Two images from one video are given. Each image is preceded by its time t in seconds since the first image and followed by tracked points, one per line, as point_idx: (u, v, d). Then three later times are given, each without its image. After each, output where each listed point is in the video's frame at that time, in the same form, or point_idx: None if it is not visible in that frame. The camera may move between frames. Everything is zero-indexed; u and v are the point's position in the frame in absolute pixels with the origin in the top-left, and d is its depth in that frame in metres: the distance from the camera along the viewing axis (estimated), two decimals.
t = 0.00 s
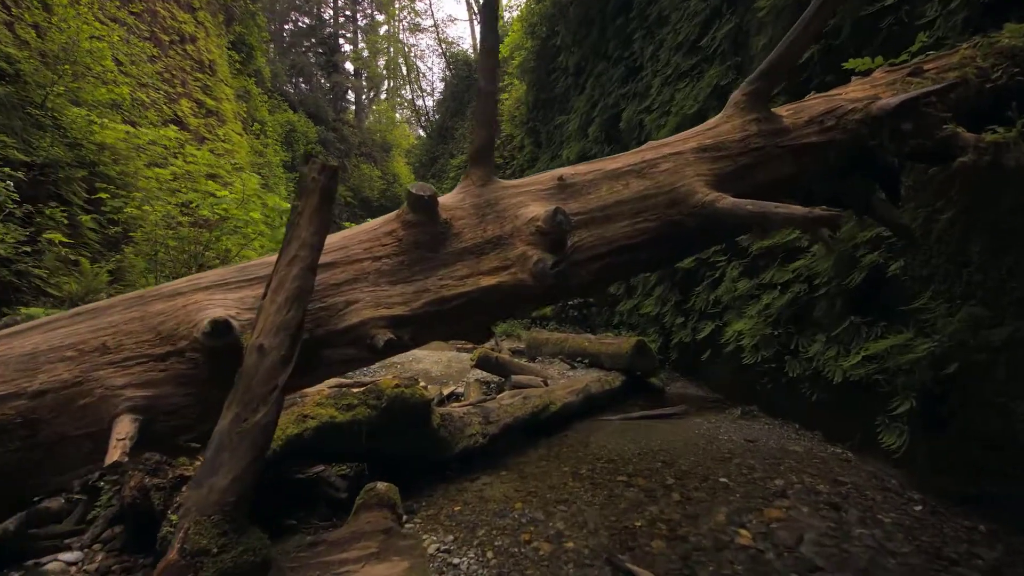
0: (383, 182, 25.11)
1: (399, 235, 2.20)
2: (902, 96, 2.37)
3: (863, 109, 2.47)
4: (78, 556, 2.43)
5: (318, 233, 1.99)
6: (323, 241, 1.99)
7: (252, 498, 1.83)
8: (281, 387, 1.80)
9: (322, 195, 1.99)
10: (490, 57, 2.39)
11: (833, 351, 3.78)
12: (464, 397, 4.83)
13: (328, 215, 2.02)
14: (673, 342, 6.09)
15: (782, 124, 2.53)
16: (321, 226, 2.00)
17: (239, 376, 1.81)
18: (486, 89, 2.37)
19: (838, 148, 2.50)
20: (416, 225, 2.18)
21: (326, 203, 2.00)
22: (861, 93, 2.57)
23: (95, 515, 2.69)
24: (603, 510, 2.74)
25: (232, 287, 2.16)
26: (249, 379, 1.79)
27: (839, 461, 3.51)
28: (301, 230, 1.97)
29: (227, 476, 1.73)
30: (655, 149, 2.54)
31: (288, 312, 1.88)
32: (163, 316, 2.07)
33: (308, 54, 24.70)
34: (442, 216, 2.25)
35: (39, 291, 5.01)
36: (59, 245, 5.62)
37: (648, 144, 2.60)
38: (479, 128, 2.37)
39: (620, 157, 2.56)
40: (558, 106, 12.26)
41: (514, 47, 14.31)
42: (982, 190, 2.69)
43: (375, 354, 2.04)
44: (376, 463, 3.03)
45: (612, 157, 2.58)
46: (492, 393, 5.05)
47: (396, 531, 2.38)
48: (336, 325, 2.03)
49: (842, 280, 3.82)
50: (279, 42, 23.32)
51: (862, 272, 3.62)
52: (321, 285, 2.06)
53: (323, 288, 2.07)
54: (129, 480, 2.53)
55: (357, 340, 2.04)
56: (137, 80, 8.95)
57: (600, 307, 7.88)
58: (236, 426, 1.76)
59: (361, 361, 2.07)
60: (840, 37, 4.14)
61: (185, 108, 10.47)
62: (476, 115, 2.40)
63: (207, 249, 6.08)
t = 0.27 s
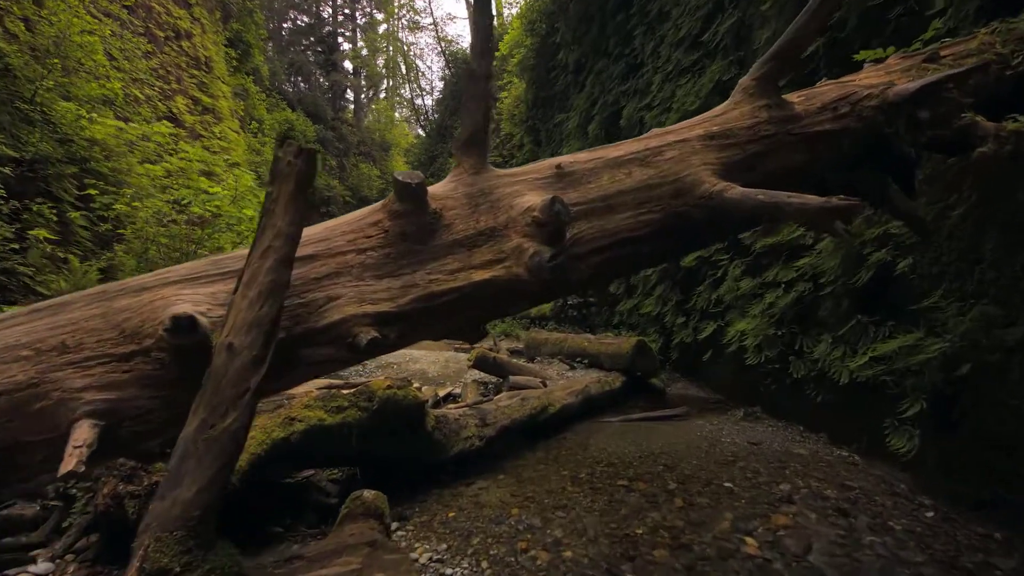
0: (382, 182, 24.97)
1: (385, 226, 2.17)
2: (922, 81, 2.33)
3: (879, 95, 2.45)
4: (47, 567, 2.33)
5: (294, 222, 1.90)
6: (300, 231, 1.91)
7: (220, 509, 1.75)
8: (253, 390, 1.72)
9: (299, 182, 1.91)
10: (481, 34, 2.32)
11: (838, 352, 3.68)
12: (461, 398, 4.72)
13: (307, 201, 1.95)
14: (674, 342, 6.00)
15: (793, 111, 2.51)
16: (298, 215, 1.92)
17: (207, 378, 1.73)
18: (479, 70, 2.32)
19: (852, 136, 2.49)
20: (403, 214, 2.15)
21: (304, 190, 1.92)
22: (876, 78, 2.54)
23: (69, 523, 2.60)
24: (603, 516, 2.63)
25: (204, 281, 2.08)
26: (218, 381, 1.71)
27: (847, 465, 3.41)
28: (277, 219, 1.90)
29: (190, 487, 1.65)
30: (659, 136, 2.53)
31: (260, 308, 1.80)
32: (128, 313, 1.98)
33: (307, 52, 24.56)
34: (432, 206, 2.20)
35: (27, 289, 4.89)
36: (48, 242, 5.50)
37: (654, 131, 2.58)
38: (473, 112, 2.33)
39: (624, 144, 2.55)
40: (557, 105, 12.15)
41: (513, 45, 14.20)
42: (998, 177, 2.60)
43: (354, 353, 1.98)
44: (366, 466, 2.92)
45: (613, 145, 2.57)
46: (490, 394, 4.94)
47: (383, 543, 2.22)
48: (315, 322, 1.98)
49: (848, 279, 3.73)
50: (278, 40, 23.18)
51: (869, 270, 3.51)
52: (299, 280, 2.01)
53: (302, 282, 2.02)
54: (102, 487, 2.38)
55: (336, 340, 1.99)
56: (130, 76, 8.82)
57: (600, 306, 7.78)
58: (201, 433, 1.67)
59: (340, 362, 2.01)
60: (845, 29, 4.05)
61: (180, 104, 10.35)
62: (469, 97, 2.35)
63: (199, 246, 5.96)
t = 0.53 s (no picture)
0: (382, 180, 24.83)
1: (369, 220, 2.10)
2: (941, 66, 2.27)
3: (897, 81, 2.39)
4: None
5: (263, 215, 1.82)
6: (270, 224, 1.84)
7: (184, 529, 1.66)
8: (219, 397, 1.63)
9: (269, 172, 1.84)
10: (474, 17, 2.27)
11: (845, 352, 3.58)
12: (458, 399, 4.61)
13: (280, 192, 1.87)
14: (675, 342, 5.90)
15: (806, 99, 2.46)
16: (269, 207, 1.84)
17: (170, 384, 1.64)
18: (472, 53, 2.27)
19: (869, 124, 2.43)
20: (388, 208, 2.09)
21: (273, 180, 1.84)
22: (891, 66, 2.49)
23: (44, 532, 2.52)
24: (603, 523, 2.53)
25: (171, 277, 2.02)
26: (182, 387, 1.62)
27: (854, 469, 3.31)
28: (246, 211, 1.82)
29: (150, 505, 1.55)
30: (664, 125, 2.46)
31: (228, 308, 1.72)
32: (88, 312, 1.94)
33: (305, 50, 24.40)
34: (420, 198, 2.13)
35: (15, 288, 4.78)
36: (37, 239, 5.38)
37: (659, 120, 2.51)
38: (464, 96, 2.29)
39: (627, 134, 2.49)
40: (557, 102, 12.02)
41: (512, 42, 14.07)
42: (1017, 171, 2.54)
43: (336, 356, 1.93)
44: (357, 469, 2.83)
45: (614, 135, 2.50)
46: (487, 395, 4.84)
47: (366, 561, 2.17)
48: (295, 323, 1.92)
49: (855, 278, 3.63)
50: (277, 37, 23.01)
51: (877, 267, 3.42)
52: (275, 279, 1.96)
53: (281, 280, 1.96)
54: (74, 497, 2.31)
55: (317, 343, 1.92)
56: (124, 71, 8.69)
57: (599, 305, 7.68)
58: (162, 445, 1.58)
59: (321, 366, 1.95)
60: (852, 20, 3.94)
61: (176, 101, 10.23)
62: (462, 82, 2.30)
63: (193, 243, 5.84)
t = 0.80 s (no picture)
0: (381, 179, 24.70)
1: (352, 211, 2.02)
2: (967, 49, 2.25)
3: (918, 65, 2.35)
4: None
5: (229, 202, 1.74)
6: (239, 212, 1.75)
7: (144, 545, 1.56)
8: (182, 403, 1.54)
9: (238, 154, 1.75)
10: None
11: (852, 353, 3.49)
12: (455, 400, 4.52)
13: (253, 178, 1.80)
14: (676, 341, 5.81)
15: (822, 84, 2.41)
16: (237, 192, 1.76)
17: (128, 389, 1.54)
18: (465, 32, 2.18)
19: (888, 110, 2.38)
20: (373, 198, 2.00)
21: (243, 163, 1.76)
22: (910, 50, 2.43)
23: (17, 540, 2.44)
24: (603, 531, 2.43)
25: (134, 273, 1.92)
26: (141, 392, 1.52)
27: (862, 472, 3.23)
28: (213, 197, 1.74)
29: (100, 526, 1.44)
30: (671, 111, 2.40)
31: (193, 305, 1.62)
32: (43, 311, 1.85)
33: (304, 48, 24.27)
34: (409, 186, 2.06)
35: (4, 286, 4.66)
36: (28, 236, 5.26)
37: (665, 107, 2.45)
38: (457, 79, 2.20)
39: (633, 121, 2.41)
40: (557, 100, 11.91)
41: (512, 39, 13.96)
42: None
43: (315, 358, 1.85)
44: (348, 473, 2.73)
45: (616, 122, 2.43)
46: (485, 396, 4.75)
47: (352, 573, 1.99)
48: (267, 323, 1.83)
49: (863, 276, 3.53)
50: (276, 35, 22.85)
51: (886, 266, 3.32)
52: (247, 274, 1.86)
53: (255, 275, 1.87)
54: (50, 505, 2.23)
55: (292, 344, 1.83)
56: (118, 67, 8.56)
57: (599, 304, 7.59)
58: (117, 456, 1.48)
59: (297, 368, 1.87)
60: (860, 11, 3.84)
61: (172, 98, 10.11)
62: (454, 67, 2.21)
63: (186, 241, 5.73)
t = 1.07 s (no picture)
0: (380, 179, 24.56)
1: (332, 197, 2.00)
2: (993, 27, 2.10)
3: (941, 47, 2.27)
4: None
5: (194, 184, 1.61)
6: (204, 194, 1.63)
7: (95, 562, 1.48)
8: (138, 410, 1.46)
9: (204, 127, 1.60)
10: None
11: (860, 353, 3.40)
12: (453, 401, 4.43)
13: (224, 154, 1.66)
14: (677, 342, 5.71)
15: (840, 67, 2.40)
16: (204, 171, 1.63)
17: (79, 393, 1.44)
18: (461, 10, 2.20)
19: (909, 96, 2.33)
20: (354, 182, 1.99)
21: (210, 138, 1.61)
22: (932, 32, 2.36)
23: None
24: (603, 539, 2.33)
25: (95, 263, 1.88)
26: (91, 399, 1.42)
27: (870, 476, 3.14)
28: (176, 179, 1.60)
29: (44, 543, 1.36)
30: (682, 94, 2.42)
31: (153, 298, 1.54)
32: None
33: (303, 47, 24.11)
34: (397, 171, 2.06)
35: None
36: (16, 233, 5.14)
37: (675, 90, 2.47)
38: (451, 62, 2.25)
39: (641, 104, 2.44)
40: (557, 98, 11.81)
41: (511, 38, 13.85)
42: None
43: (290, 357, 1.83)
44: (340, 477, 2.63)
45: (624, 105, 2.46)
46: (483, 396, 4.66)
47: None
48: (240, 321, 1.79)
49: (871, 275, 3.43)
50: (274, 33, 22.67)
51: (894, 265, 3.21)
52: (220, 267, 1.82)
53: (229, 266, 1.84)
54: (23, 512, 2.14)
55: (268, 342, 1.80)
56: (112, 62, 8.42)
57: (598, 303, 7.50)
58: (65, 469, 1.38)
59: (272, 368, 1.84)
60: (866, 4, 3.75)
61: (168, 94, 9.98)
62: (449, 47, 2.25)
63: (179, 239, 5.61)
